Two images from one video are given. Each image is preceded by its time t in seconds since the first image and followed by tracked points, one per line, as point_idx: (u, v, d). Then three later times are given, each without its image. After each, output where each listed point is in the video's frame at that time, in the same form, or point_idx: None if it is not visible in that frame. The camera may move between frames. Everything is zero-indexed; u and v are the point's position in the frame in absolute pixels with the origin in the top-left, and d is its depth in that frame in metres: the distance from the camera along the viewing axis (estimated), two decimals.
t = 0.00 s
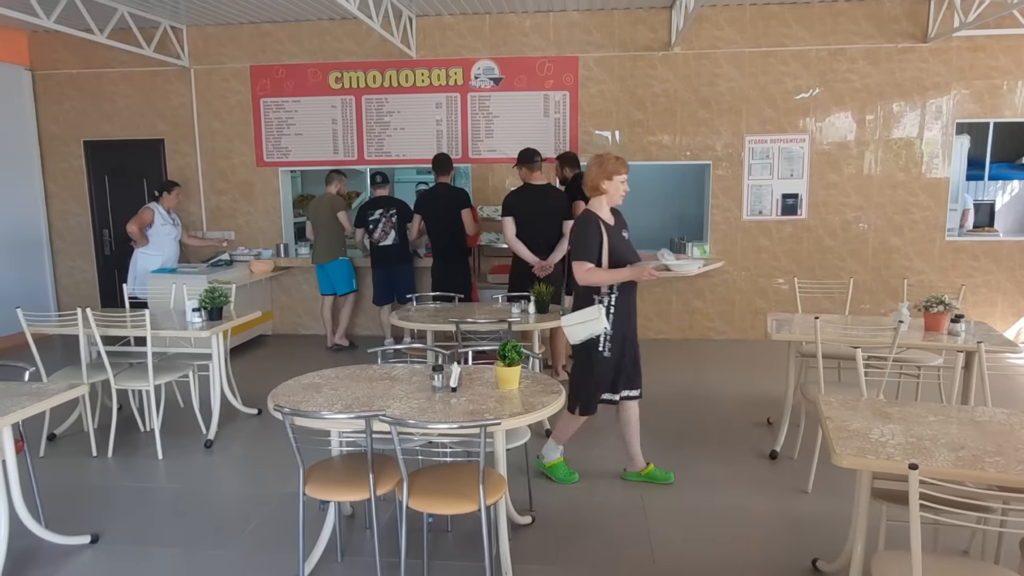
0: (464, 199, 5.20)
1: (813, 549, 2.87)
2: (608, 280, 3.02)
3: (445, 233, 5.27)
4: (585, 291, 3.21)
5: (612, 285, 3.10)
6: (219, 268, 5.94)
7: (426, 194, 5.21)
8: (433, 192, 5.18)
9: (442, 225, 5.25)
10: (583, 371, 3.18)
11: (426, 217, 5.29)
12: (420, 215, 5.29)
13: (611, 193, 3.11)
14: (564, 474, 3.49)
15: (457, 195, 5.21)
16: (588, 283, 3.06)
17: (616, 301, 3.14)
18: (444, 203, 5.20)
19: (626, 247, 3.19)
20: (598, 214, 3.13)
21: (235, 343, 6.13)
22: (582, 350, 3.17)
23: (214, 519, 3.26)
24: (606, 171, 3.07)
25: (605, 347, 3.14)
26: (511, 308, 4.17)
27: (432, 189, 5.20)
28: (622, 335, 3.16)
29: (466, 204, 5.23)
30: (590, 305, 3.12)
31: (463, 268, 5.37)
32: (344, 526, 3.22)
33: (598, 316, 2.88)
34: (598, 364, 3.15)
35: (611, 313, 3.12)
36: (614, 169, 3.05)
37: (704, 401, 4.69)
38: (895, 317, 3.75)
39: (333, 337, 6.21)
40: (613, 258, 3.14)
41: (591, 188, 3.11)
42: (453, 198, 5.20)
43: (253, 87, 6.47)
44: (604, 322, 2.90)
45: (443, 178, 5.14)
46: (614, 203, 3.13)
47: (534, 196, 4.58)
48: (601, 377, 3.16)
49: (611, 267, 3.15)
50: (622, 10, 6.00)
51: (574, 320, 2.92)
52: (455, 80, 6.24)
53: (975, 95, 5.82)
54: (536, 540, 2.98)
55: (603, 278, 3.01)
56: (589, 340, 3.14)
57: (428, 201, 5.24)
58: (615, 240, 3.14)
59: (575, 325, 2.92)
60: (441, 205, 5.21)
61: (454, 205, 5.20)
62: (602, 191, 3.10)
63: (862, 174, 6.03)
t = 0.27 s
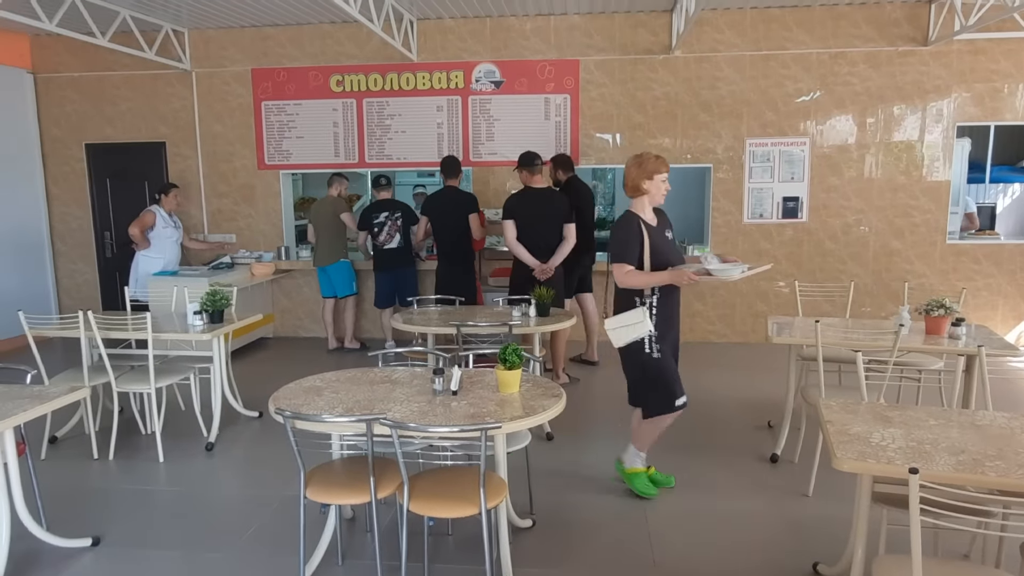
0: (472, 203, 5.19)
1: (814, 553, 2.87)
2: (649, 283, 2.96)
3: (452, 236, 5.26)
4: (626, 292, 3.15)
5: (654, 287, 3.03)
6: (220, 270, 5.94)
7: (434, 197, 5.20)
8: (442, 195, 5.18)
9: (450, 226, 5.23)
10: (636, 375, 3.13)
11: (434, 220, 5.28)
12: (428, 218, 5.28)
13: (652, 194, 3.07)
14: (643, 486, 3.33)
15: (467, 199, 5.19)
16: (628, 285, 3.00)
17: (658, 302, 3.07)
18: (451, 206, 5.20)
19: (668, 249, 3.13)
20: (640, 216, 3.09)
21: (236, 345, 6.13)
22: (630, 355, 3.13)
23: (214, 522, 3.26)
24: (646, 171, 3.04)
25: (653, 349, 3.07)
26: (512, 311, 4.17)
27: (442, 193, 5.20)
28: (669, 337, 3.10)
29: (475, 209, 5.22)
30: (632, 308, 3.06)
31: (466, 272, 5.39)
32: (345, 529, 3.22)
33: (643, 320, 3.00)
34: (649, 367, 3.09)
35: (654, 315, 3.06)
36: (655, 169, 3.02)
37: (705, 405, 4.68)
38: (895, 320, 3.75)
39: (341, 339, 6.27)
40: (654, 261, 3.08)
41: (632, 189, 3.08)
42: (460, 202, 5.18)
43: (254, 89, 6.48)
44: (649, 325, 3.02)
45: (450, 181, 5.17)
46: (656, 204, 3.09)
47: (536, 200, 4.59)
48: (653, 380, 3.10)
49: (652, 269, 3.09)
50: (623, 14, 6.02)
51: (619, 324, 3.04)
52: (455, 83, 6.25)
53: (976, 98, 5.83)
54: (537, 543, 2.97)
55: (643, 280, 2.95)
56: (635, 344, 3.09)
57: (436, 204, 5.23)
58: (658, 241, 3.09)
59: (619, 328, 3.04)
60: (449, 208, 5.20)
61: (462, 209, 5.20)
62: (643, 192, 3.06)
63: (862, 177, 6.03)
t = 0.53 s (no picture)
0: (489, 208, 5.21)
1: (822, 563, 2.85)
2: (698, 297, 2.83)
3: (468, 239, 5.27)
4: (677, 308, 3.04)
5: (706, 300, 2.91)
6: (230, 273, 5.98)
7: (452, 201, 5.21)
8: (458, 198, 5.19)
9: (465, 229, 5.25)
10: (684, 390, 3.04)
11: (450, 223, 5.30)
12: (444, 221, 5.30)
13: (700, 205, 2.96)
14: (763, 518, 3.07)
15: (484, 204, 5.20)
16: (676, 300, 2.89)
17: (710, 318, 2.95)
18: (466, 210, 5.20)
19: (720, 262, 3.00)
20: (689, 227, 2.97)
21: (245, 348, 6.16)
22: (679, 369, 3.04)
23: (221, 524, 3.27)
24: (691, 182, 2.94)
25: (704, 366, 2.97)
26: (520, 316, 4.17)
27: (459, 196, 5.20)
28: (722, 354, 2.97)
29: (490, 212, 5.24)
30: (682, 322, 2.95)
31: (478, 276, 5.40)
32: (350, 532, 3.23)
33: (690, 336, 2.79)
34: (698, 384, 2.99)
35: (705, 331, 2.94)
36: (700, 179, 2.91)
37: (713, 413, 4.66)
38: (906, 329, 3.72)
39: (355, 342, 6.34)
40: (704, 274, 2.95)
41: (677, 202, 2.98)
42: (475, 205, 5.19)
43: (265, 94, 6.53)
44: (697, 341, 2.81)
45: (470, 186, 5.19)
46: (704, 215, 2.98)
47: (545, 206, 4.60)
48: (701, 397, 2.99)
49: (703, 282, 2.96)
50: (632, 20, 6.03)
51: (668, 340, 2.84)
52: (465, 88, 6.27)
53: (989, 106, 5.79)
54: (542, 549, 2.97)
55: (692, 294, 2.83)
56: (687, 359, 3.00)
57: (452, 207, 5.24)
58: (708, 254, 2.95)
59: (667, 345, 2.85)
60: (465, 211, 5.22)
61: (479, 213, 5.21)
62: (689, 203, 2.96)
63: (873, 185, 6.00)
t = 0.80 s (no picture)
0: (505, 214, 5.23)
1: None
2: (755, 307, 2.70)
3: (482, 245, 5.27)
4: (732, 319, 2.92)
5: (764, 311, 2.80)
6: (242, 276, 6.02)
7: (469, 206, 5.23)
8: (473, 204, 5.21)
9: (478, 235, 5.26)
10: (735, 405, 2.90)
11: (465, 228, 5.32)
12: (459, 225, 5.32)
13: (755, 212, 2.85)
14: (773, 535, 3.03)
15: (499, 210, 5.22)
16: (731, 311, 2.76)
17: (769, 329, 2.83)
18: (480, 216, 5.23)
19: (776, 272, 2.87)
20: (744, 235, 2.84)
21: (254, 351, 6.19)
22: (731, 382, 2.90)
23: (227, 525, 3.28)
24: (745, 189, 2.82)
25: (759, 380, 2.84)
26: (528, 323, 4.17)
27: (476, 202, 5.23)
28: (778, 370, 2.86)
29: (507, 219, 5.26)
30: (738, 334, 2.84)
31: (489, 282, 5.41)
32: (355, 537, 3.22)
33: (751, 349, 2.68)
34: (751, 398, 2.85)
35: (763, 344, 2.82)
36: (755, 184, 2.80)
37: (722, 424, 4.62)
38: (919, 343, 3.68)
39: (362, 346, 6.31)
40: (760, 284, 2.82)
41: (731, 209, 2.87)
42: (490, 211, 5.20)
43: (280, 99, 6.59)
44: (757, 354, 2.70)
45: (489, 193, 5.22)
46: (760, 222, 2.86)
47: (554, 212, 4.61)
48: (752, 411, 2.86)
49: (760, 292, 2.83)
50: (646, 30, 6.04)
51: (723, 352, 2.76)
52: (477, 96, 6.30)
53: (1005, 120, 5.74)
54: (547, 558, 2.95)
55: (749, 304, 2.69)
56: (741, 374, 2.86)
57: (468, 212, 5.26)
58: (764, 263, 2.83)
59: (723, 357, 2.76)
60: (480, 216, 5.24)
61: (493, 218, 5.23)
62: (743, 210, 2.85)
63: (886, 198, 5.96)
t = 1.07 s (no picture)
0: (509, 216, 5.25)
1: None
2: (795, 312, 2.63)
3: (485, 247, 5.28)
4: (767, 323, 2.88)
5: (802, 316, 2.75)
6: (244, 278, 6.02)
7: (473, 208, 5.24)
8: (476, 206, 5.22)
9: (481, 236, 5.27)
10: (765, 412, 2.87)
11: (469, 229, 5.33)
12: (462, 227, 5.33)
13: (797, 214, 2.78)
14: (775, 538, 3.02)
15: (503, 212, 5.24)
16: (770, 316, 2.72)
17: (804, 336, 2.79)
18: (483, 218, 5.23)
19: (816, 275, 2.81)
20: (784, 238, 2.79)
21: (256, 352, 6.20)
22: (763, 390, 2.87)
23: (231, 526, 3.28)
24: (788, 190, 2.76)
25: (790, 388, 2.80)
26: (531, 325, 4.16)
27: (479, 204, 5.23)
28: (813, 377, 2.80)
29: (513, 222, 5.27)
30: (773, 340, 2.79)
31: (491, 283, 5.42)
32: (357, 538, 3.22)
33: (789, 357, 2.61)
34: (783, 406, 2.81)
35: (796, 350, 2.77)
36: (797, 186, 2.74)
37: (725, 427, 4.62)
38: (922, 346, 3.68)
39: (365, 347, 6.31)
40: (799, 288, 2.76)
41: (771, 211, 2.81)
42: (494, 212, 5.21)
43: (283, 101, 6.60)
44: (794, 362, 2.62)
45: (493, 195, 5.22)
46: (801, 224, 2.79)
47: (555, 214, 4.60)
48: (783, 419, 2.82)
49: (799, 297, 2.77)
50: (648, 32, 6.04)
51: (758, 358, 2.67)
52: (480, 98, 6.31)
53: (1008, 122, 5.74)
54: (550, 560, 2.95)
55: (788, 309, 2.64)
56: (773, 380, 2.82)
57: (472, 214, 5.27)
58: (803, 267, 2.78)
59: (757, 365, 2.68)
60: (483, 218, 5.25)
61: (497, 220, 5.24)
62: (785, 212, 2.78)
63: (889, 200, 5.96)
